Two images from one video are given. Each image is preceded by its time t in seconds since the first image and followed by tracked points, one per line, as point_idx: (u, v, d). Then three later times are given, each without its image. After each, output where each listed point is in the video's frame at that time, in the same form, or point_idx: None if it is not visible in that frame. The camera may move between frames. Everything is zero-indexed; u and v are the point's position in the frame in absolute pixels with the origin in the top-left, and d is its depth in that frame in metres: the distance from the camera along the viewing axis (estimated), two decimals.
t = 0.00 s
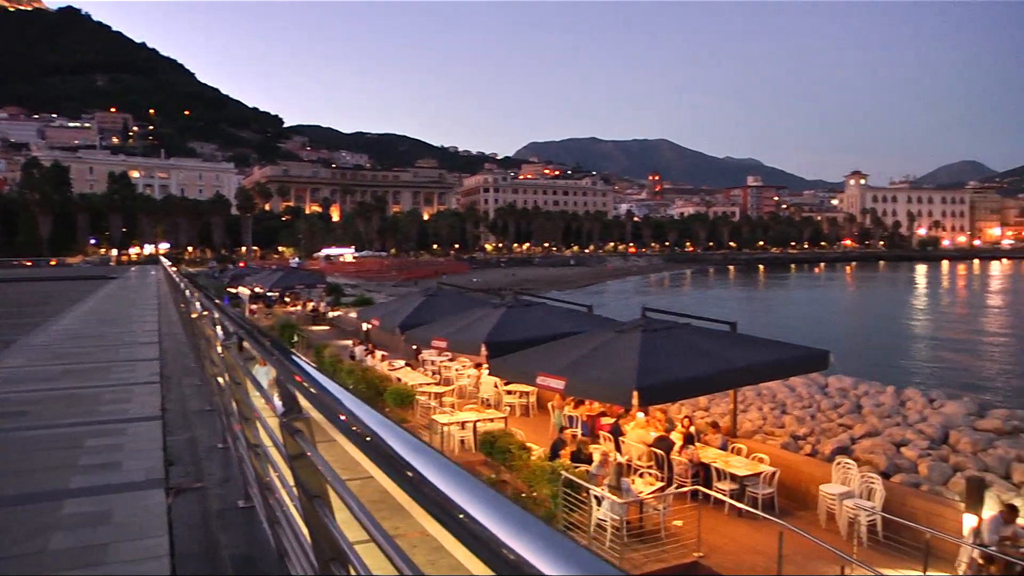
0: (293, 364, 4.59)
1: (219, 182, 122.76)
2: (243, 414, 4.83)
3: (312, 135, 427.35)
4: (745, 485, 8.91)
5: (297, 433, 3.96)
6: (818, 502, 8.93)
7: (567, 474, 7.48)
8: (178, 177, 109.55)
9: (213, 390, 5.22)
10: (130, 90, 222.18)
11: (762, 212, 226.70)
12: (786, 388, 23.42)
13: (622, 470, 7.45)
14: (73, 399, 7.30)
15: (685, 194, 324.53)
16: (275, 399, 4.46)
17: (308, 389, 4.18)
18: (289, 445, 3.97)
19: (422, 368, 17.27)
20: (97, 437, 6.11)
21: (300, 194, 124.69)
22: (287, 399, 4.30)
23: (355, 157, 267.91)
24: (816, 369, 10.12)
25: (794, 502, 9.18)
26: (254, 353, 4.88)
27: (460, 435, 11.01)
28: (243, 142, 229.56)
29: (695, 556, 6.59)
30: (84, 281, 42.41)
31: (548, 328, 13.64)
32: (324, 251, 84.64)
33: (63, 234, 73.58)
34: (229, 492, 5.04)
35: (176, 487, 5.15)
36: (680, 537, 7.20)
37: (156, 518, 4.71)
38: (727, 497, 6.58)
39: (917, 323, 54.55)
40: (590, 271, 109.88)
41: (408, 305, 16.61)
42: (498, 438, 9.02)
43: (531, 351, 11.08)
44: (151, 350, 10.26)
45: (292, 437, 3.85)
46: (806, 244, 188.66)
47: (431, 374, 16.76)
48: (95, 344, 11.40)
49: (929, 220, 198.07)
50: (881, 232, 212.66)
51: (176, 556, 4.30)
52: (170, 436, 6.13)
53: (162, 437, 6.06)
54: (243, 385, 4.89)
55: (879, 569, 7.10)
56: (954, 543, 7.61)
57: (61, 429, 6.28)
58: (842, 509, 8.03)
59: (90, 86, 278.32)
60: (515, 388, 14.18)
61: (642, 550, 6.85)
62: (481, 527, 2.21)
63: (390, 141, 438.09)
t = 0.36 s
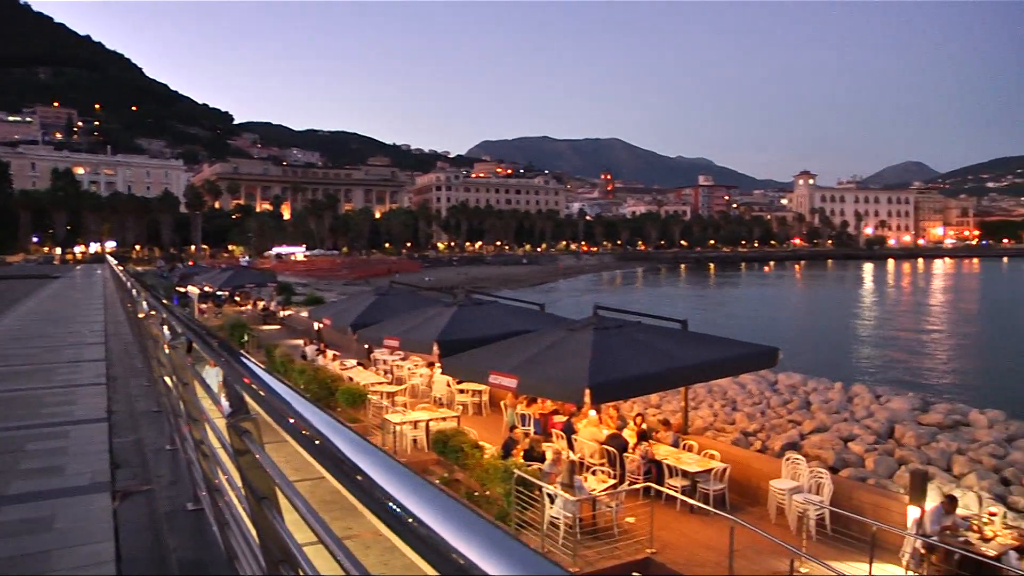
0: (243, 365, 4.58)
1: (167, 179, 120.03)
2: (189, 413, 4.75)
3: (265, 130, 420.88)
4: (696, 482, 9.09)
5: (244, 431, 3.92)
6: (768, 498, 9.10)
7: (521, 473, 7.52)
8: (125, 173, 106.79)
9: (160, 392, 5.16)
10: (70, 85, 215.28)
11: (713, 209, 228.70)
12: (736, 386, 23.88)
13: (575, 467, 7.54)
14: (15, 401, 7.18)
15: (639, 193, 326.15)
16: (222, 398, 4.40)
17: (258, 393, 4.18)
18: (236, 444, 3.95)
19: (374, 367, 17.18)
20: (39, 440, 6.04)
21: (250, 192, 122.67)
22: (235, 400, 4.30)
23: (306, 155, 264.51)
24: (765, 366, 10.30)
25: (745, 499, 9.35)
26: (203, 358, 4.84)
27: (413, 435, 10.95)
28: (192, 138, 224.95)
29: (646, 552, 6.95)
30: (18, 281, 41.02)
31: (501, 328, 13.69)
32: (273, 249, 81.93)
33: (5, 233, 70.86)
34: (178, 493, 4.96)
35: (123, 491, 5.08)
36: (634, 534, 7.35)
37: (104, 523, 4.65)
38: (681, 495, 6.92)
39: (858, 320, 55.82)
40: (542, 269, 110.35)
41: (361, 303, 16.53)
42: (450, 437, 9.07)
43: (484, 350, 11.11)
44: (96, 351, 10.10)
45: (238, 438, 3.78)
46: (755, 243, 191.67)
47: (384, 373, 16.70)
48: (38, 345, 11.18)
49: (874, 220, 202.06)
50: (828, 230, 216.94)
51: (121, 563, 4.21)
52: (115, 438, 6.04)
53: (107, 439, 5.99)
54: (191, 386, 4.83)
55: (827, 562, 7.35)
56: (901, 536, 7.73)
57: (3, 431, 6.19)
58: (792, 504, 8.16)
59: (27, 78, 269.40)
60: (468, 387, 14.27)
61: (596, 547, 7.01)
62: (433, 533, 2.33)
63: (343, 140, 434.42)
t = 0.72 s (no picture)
0: (203, 366, 4.56)
1: (123, 175, 117.09)
2: (146, 412, 4.69)
3: (222, 125, 412.73)
4: (656, 479, 9.20)
5: (202, 434, 3.89)
6: (727, 494, 9.24)
7: (482, 472, 7.59)
8: (80, 169, 103.88)
9: (117, 394, 5.10)
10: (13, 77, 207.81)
11: (674, 208, 229.58)
12: (696, 384, 24.23)
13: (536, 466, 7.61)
14: None
15: (601, 191, 326.54)
16: (180, 399, 4.35)
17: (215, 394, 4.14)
18: (191, 443, 3.88)
19: (335, 366, 17.11)
20: None
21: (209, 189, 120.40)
22: (191, 401, 4.22)
23: (264, 151, 259.86)
24: (724, 364, 10.41)
25: (704, 494, 9.47)
26: (162, 359, 4.79)
27: (373, 434, 10.93)
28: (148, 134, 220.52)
29: (607, 549, 7.11)
30: None
31: (462, 325, 13.71)
32: (232, 247, 80.14)
33: None
34: (134, 496, 4.92)
35: (77, 494, 5.01)
36: (594, 533, 7.47)
37: (57, 526, 4.58)
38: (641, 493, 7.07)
39: (814, 319, 56.60)
40: (502, 268, 110.27)
41: (320, 302, 16.42)
42: (412, 435, 9.10)
43: (443, 350, 11.12)
44: (49, 351, 9.92)
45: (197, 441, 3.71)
46: (714, 241, 193.36)
47: (344, 371, 16.62)
48: None
49: (831, 219, 204.39)
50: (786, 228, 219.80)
51: (75, 566, 4.15)
52: (70, 440, 5.98)
53: (61, 441, 5.91)
54: (147, 388, 4.78)
55: (785, 557, 7.49)
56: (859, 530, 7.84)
57: None
58: (751, 500, 8.29)
59: None
60: (429, 385, 14.29)
61: (557, 545, 7.10)
62: (392, 536, 2.33)
63: (303, 136, 428.62)
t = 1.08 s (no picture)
0: (171, 365, 4.42)
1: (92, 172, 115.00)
2: (114, 413, 4.58)
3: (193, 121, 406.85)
4: (629, 477, 9.23)
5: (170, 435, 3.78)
6: (699, 492, 9.33)
7: (455, 471, 7.65)
8: (47, 165, 101.81)
9: (85, 394, 5.02)
10: None
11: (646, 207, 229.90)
12: (668, 383, 24.46)
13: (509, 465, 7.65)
14: None
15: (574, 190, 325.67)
16: (147, 398, 4.23)
17: (182, 392, 4.01)
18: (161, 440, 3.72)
19: (306, 365, 17.03)
20: None
21: (180, 187, 118.78)
22: (161, 400, 4.04)
23: (235, 148, 256.83)
24: (698, 363, 10.45)
25: (676, 492, 9.55)
26: (132, 359, 4.68)
27: (346, 433, 10.90)
28: (114, 130, 216.70)
29: (580, 547, 7.19)
30: None
31: (434, 324, 13.71)
32: (203, 245, 78.94)
33: None
34: (103, 499, 4.87)
35: (43, 496, 4.94)
36: (567, 532, 7.57)
37: (20, 530, 4.51)
38: (614, 493, 7.18)
39: (784, 317, 57.00)
40: (473, 266, 110.10)
41: (292, 301, 16.32)
42: (384, 433, 9.11)
43: (416, 348, 11.11)
44: (17, 350, 9.80)
45: (166, 440, 3.54)
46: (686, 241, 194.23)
47: (316, 370, 16.59)
48: None
49: (801, 219, 205.06)
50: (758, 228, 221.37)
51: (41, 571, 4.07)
52: (37, 440, 5.93)
53: (28, 442, 5.85)
54: (115, 388, 4.68)
55: (756, 554, 7.58)
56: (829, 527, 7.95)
57: None
58: (722, 498, 8.38)
59: None
60: (402, 384, 14.28)
61: (530, 544, 7.15)
62: (365, 536, 2.25)
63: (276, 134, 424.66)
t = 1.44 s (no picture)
0: (141, 368, 4.58)
1: (61, 168, 112.75)
2: (82, 411, 4.56)
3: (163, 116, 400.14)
4: (602, 473, 9.30)
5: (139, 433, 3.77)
6: (672, 488, 9.42)
7: (428, 468, 7.72)
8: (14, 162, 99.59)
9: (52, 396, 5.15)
10: None
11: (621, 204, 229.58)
12: (642, 379, 24.62)
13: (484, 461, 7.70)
14: None
15: (549, 186, 324.54)
16: (112, 398, 4.28)
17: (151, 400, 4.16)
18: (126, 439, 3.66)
19: (279, 363, 16.96)
20: None
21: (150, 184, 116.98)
22: (127, 400, 4.02)
23: (206, 144, 253.20)
24: (671, 359, 10.50)
25: (649, 488, 9.63)
26: (99, 359, 4.73)
27: (319, 431, 10.88)
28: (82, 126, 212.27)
29: (554, 543, 7.26)
30: None
31: (407, 320, 13.72)
32: (175, 242, 77.85)
33: None
34: (70, 501, 5.11)
35: (12, 499, 5.19)
36: (540, 526, 7.74)
37: None
38: (588, 490, 7.29)
39: (756, 314, 57.19)
40: (447, 263, 109.76)
41: (265, 299, 16.24)
42: (358, 431, 9.12)
43: (389, 345, 11.12)
44: None
45: (133, 438, 3.55)
46: (659, 238, 194.42)
47: (289, 369, 16.53)
48: None
49: (773, 215, 205.51)
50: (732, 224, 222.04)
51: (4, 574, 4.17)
52: (5, 443, 6.27)
53: None
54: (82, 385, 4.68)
55: (730, 549, 7.68)
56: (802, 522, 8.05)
57: None
58: (696, 493, 8.46)
59: None
60: (375, 382, 14.28)
61: (504, 540, 7.24)
62: (328, 539, 2.48)
63: (249, 130, 420.19)
